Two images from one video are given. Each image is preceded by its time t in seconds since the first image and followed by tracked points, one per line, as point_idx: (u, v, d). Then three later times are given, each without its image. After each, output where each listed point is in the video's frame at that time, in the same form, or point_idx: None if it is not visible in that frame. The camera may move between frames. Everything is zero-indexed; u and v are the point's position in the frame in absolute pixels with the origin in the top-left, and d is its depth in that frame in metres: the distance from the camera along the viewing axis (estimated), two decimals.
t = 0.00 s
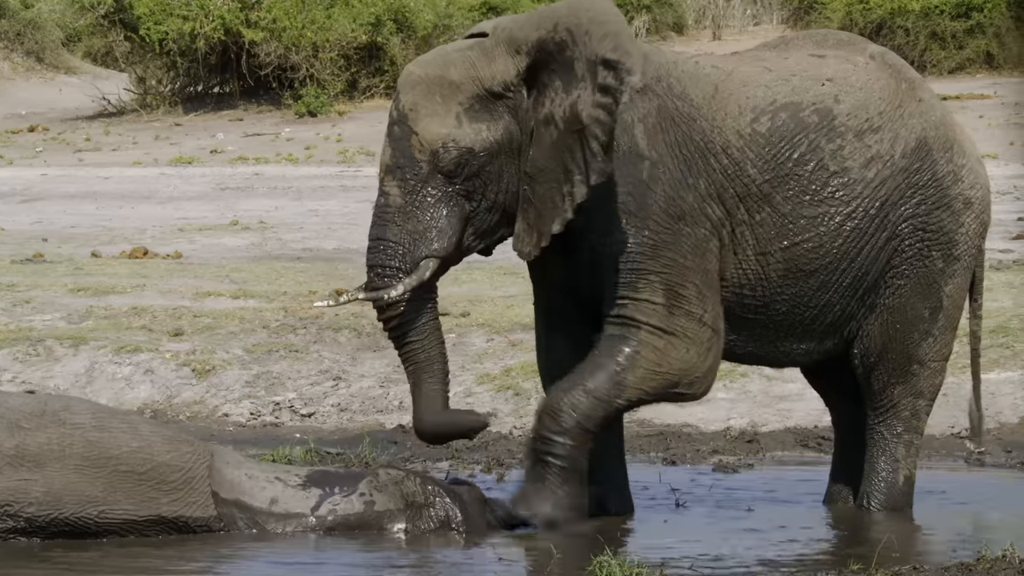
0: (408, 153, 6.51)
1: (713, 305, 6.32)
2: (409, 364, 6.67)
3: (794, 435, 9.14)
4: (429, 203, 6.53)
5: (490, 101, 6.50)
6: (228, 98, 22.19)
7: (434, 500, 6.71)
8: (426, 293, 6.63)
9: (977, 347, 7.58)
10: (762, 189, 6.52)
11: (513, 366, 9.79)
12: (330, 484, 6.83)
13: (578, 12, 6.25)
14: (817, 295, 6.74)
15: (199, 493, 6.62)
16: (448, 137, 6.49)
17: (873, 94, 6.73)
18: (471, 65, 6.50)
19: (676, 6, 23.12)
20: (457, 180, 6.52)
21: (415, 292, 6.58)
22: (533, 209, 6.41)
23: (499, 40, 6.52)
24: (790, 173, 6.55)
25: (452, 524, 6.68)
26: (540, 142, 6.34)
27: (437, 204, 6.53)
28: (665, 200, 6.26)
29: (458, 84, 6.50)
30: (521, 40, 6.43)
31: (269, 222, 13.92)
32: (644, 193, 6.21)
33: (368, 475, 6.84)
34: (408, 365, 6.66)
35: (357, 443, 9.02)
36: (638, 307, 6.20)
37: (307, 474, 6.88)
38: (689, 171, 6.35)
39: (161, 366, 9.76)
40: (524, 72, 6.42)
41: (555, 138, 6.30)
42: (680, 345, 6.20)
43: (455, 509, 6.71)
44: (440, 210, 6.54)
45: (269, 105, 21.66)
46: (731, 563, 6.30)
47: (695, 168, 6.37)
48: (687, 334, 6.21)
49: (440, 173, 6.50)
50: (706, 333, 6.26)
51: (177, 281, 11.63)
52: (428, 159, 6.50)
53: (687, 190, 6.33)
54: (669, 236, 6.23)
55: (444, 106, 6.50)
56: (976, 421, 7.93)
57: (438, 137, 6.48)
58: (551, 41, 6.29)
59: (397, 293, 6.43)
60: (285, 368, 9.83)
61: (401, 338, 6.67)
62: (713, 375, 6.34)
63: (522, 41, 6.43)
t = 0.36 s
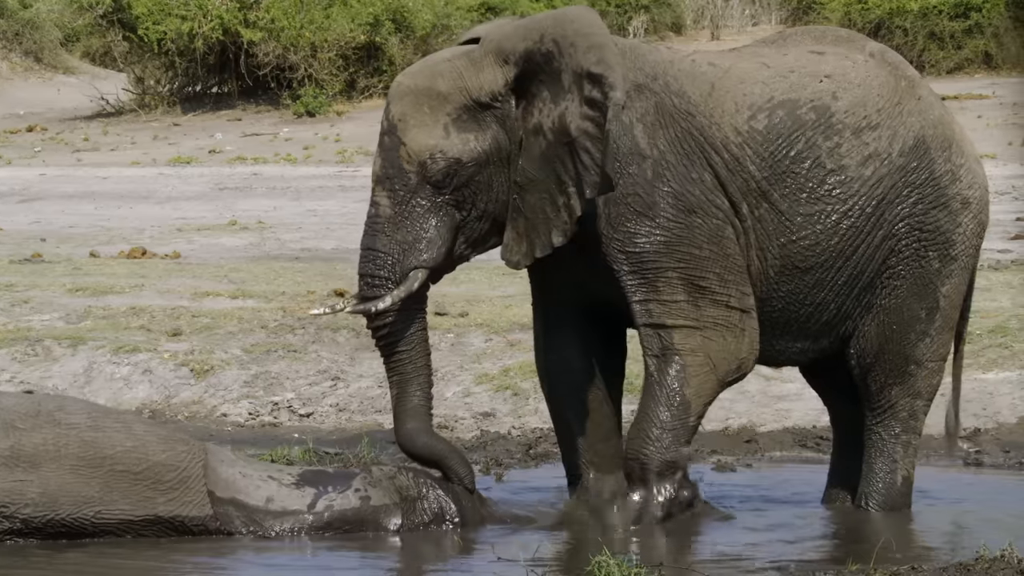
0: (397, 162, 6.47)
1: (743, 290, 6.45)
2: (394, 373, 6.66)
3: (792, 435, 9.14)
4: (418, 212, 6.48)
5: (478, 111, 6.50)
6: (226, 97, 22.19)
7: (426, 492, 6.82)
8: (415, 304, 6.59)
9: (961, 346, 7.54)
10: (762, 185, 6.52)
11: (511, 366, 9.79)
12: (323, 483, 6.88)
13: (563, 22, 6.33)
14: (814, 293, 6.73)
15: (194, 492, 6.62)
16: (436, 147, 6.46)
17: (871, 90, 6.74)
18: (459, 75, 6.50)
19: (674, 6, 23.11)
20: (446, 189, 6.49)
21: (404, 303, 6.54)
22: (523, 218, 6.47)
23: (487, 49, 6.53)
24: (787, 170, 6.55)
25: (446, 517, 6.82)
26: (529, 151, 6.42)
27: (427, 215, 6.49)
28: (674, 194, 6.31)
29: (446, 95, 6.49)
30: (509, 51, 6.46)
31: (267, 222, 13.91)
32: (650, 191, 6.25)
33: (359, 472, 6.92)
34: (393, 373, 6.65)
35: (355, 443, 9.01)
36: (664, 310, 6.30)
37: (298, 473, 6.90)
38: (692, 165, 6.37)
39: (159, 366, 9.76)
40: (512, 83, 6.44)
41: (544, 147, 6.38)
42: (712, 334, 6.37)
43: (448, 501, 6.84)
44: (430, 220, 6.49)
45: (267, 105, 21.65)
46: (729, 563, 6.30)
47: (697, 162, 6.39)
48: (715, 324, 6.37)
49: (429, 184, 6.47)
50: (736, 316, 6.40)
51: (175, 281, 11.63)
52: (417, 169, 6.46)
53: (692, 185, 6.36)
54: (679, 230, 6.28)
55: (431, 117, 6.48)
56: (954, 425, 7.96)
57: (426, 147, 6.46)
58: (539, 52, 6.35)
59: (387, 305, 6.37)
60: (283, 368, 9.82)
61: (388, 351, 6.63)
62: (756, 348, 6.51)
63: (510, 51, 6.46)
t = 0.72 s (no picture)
0: (392, 169, 6.70)
1: (731, 291, 6.38)
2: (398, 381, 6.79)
3: (792, 435, 9.14)
4: (413, 218, 6.70)
5: (472, 116, 6.68)
6: (226, 98, 22.19)
7: (426, 492, 6.82)
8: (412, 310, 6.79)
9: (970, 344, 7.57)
10: (759, 182, 6.51)
11: (510, 366, 9.79)
12: (322, 484, 6.88)
13: (557, 27, 6.50)
14: (811, 290, 6.73)
15: (194, 492, 6.62)
16: (430, 153, 6.66)
17: (870, 90, 6.72)
18: (451, 81, 6.67)
19: (673, 6, 23.10)
20: (441, 195, 6.69)
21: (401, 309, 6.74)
22: (516, 221, 6.65)
23: (480, 54, 6.70)
24: (786, 167, 6.53)
25: (445, 517, 6.80)
26: (519, 155, 6.61)
27: (422, 220, 6.70)
28: (667, 195, 6.27)
29: (439, 100, 6.67)
30: (501, 55, 6.64)
31: (266, 222, 13.92)
32: (641, 192, 6.21)
33: (358, 473, 6.93)
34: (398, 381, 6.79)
35: (354, 443, 9.01)
36: (647, 316, 6.30)
37: (298, 473, 6.91)
38: (688, 164, 6.34)
39: (158, 366, 9.76)
40: (505, 87, 6.62)
41: (537, 151, 6.55)
42: (694, 339, 6.31)
43: (448, 500, 6.82)
44: (426, 225, 6.70)
45: (267, 105, 21.64)
46: (729, 563, 6.30)
47: (694, 160, 6.35)
48: (699, 329, 6.31)
49: (423, 189, 6.68)
50: (721, 320, 6.34)
51: (174, 281, 11.63)
52: (411, 175, 6.68)
53: (687, 184, 6.33)
54: (669, 232, 6.26)
55: (425, 122, 6.68)
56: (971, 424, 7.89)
57: (420, 153, 6.66)
58: (530, 57, 6.54)
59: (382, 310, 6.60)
60: (283, 368, 9.83)
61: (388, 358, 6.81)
62: (744, 354, 6.44)
63: (502, 55, 6.64)
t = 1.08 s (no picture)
0: (394, 178, 6.60)
1: (727, 296, 6.44)
2: (399, 394, 6.69)
3: (791, 435, 9.13)
4: (417, 228, 6.61)
5: (474, 124, 6.59)
6: (225, 97, 22.18)
7: (426, 493, 6.80)
8: (418, 320, 6.68)
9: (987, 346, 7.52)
10: (756, 184, 6.51)
11: (510, 366, 9.79)
12: (322, 484, 6.89)
13: (550, 36, 6.32)
14: (809, 291, 6.74)
15: (193, 492, 6.62)
16: (433, 163, 6.58)
17: (869, 91, 6.71)
18: (452, 89, 6.57)
19: (672, 6, 23.11)
20: (444, 204, 6.61)
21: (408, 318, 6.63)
22: (520, 229, 6.58)
23: (478, 61, 6.58)
24: (784, 169, 6.53)
25: (445, 518, 6.80)
26: (524, 164, 6.52)
27: (427, 230, 6.62)
28: (661, 199, 6.33)
29: (441, 110, 6.57)
30: (498, 63, 6.51)
31: (266, 222, 13.92)
32: (635, 196, 6.28)
33: (357, 474, 6.92)
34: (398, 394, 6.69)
35: (354, 442, 9.01)
36: (641, 323, 6.40)
37: (298, 473, 6.91)
38: (683, 167, 6.37)
39: (158, 366, 9.76)
40: (505, 96, 6.52)
41: (537, 159, 6.46)
42: (688, 346, 6.40)
43: (448, 501, 6.82)
44: (430, 235, 6.62)
45: (266, 105, 21.64)
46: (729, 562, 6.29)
47: (689, 163, 6.38)
48: (693, 336, 6.40)
49: (427, 200, 6.59)
50: (715, 327, 6.41)
51: (174, 281, 11.63)
52: (415, 185, 6.58)
53: (682, 187, 6.37)
54: (665, 236, 6.32)
55: (427, 132, 6.58)
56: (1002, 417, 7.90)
57: (423, 163, 6.57)
58: (527, 65, 6.39)
59: (389, 321, 6.49)
60: (282, 368, 9.82)
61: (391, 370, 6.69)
62: (740, 357, 6.50)
63: (500, 63, 6.51)
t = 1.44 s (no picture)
0: (410, 178, 6.49)
1: (733, 293, 6.45)
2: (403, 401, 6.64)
3: (792, 435, 9.14)
4: (433, 229, 6.53)
5: (490, 125, 6.56)
6: (226, 98, 22.18)
7: (426, 494, 6.77)
8: (430, 326, 6.62)
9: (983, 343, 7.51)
10: (760, 185, 6.52)
11: (510, 366, 9.80)
12: (322, 484, 6.87)
13: (559, 37, 6.43)
14: (811, 294, 6.72)
15: (193, 493, 6.62)
16: (450, 163, 6.52)
17: (872, 93, 6.72)
18: (469, 89, 6.55)
19: (672, 6, 23.10)
20: (461, 205, 6.55)
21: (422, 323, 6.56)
22: (536, 229, 6.53)
23: (492, 62, 6.60)
24: (787, 170, 6.55)
25: (445, 519, 6.77)
26: (541, 164, 6.50)
27: (442, 231, 6.54)
28: (667, 196, 6.35)
29: (457, 109, 6.53)
30: (512, 62, 6.54)
31: (266, 223, 13.92)
32: (642, 193, 6.30)
33: (358, 474, 6.90)
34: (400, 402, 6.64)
35: (354, 443, 9.02)
36: (648, 322, 6.41)
37: (298, 473, 6.89)
38: (688, 166, 6.39)
39: (158, 366, 9.76)
40: (520, 95, 6.53)
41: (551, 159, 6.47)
42: (695, 345, 6.43)
43: (448, 502, 6.79)
44: (445, 236, 6.55)
45: (267, 105, 21.64)
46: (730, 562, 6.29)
47: (694, 162, 6.40)
48: (700, 334, 6.42)
49: (444, 200, 6.52)
50: (721, 323, 6.43)
51: (174, 281, 11.63)
52: (432, 185, 6.50)
53: (687, 186, 6.38)
54: (671, 234, 6.33)
55: (443, 131, 6.52)
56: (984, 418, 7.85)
57: (440, 164, 6.50)
58: (539, 66, 6.45)
59: (411, 322, 6.38)
60: (283, 368, 9.83)
61: (401, 379, 6.62)
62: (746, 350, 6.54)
63: (513, 63, 6.54)
